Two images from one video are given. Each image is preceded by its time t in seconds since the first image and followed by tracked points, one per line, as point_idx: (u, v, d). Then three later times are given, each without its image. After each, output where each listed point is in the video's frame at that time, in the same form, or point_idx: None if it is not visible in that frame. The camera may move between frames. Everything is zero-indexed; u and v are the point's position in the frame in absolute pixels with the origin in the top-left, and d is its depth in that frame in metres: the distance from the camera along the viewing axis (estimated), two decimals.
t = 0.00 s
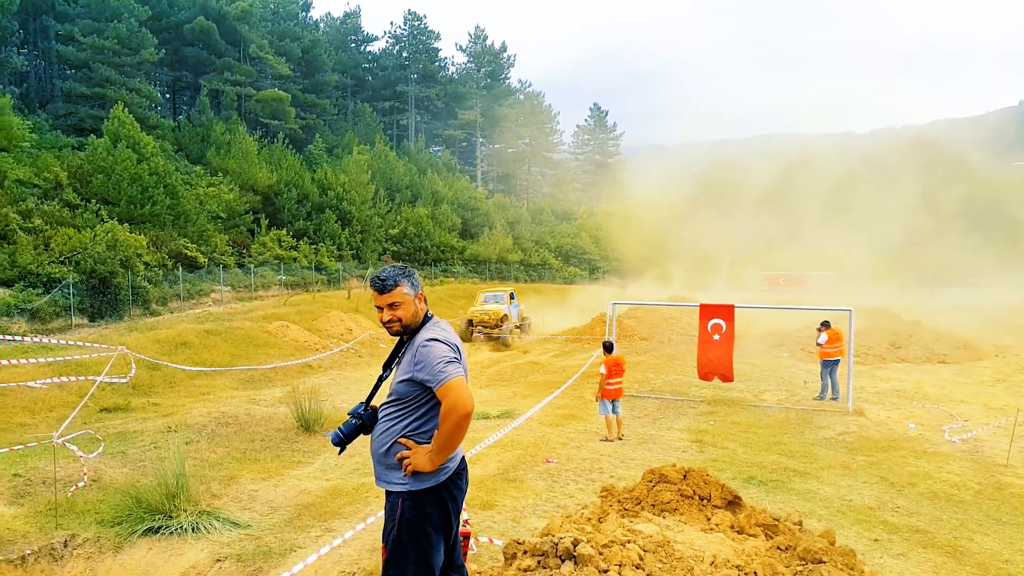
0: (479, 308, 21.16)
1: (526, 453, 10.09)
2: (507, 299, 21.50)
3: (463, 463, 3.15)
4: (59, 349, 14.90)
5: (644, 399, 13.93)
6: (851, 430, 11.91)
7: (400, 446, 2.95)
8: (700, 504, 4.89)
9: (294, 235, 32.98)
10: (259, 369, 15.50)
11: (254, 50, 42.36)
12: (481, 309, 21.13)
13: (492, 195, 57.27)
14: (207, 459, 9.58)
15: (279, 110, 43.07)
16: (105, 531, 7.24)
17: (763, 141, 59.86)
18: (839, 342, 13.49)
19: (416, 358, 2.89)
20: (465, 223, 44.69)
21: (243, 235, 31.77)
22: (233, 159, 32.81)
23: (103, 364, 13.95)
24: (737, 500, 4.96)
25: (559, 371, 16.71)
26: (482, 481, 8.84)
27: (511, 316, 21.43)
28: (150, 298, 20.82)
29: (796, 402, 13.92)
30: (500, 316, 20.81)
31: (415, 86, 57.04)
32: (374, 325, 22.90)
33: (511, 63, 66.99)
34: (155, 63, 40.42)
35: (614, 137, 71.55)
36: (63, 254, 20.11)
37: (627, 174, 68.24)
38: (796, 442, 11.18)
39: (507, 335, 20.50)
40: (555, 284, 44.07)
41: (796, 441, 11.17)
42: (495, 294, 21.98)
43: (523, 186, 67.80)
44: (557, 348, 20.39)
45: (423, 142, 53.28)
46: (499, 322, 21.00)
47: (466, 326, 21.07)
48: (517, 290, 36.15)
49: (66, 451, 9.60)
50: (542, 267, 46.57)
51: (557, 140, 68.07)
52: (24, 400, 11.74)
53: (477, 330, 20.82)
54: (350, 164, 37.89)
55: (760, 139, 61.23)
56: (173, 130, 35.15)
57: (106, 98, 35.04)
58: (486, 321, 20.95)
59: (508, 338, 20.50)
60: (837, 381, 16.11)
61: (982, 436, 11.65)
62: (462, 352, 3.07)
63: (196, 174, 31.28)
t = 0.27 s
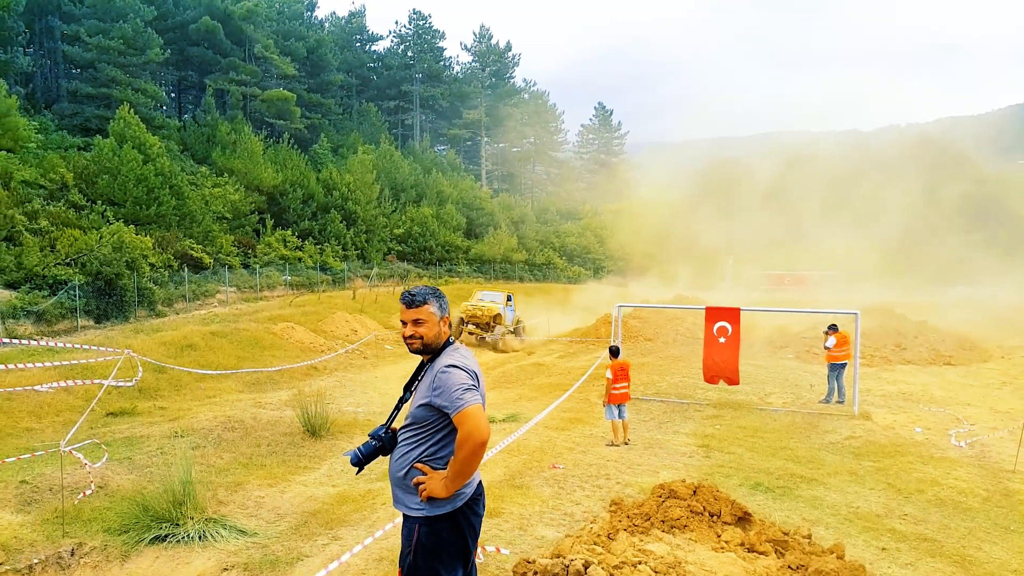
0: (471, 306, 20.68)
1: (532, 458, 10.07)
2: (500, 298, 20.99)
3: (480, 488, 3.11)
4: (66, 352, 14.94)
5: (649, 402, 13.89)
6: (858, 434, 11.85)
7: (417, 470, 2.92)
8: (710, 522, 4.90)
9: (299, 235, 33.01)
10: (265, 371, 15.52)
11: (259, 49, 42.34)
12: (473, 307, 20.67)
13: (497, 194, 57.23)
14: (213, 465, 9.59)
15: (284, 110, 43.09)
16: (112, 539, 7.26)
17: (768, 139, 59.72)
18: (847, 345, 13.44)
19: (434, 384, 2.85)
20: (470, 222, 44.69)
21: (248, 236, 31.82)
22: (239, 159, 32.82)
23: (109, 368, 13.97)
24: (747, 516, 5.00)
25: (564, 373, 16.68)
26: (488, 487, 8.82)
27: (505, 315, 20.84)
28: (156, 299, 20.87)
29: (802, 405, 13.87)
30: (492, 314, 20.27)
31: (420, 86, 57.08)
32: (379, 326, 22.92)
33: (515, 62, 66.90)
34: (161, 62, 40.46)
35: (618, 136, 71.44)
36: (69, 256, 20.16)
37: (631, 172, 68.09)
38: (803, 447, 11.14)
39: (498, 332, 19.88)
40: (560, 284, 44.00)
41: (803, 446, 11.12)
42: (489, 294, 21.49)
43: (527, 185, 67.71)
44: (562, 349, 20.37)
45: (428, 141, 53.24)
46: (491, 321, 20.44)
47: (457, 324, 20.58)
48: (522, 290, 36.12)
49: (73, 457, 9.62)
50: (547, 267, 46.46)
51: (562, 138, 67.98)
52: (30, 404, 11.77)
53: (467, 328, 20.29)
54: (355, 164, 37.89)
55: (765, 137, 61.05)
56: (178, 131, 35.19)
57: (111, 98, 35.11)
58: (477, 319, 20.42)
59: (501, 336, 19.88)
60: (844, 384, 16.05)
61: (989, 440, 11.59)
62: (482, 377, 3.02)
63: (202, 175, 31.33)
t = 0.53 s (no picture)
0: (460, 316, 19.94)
1: (541, 460, 10.07)
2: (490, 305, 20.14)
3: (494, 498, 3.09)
4: (75, 352, 15.00)
5: (657, 402, 13.87)
6: (868, 435, 11.79)
7: (430, 479, 2.91)
8: (725, 527, 4.91)
9: (306, 234, 33.06)
10: (272, 372, 15.56)
11: (265, 49, 42.45)
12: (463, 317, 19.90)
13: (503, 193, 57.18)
14: (222, 466, 9.61)
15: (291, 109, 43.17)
16: (123, 541, 7.29)
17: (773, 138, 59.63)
18: (857, 346, 13.38)
19: (446, 394, 2.84)
20: (475, 222, 44.69)
21: (255, 235, 31.90)
22: (245, 159, 32.88)
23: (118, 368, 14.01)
24: (761, 522, 4.99)
25: (572, 373, 16.67)
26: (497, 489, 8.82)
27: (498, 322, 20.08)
28: (163, 299, 20.95)
29: (811, 406, 13.83)
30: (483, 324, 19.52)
31: (425, 85, 57.13)
32: (386, 326, 22.95)
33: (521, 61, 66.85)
34: (168, 63, 40.60)
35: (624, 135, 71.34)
36: (78, 256, 20.26)
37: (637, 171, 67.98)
38: (813, 448, 11.10)
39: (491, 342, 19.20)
40: (567, 283, 43.90)
41: (812, 447, 11.09)
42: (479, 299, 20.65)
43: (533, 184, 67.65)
44: (568, 348, 20.36)
45: (434, 141, 53.26)
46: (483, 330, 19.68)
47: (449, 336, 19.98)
48: (528, 290, 36.11)
49: (84, 458, 9.68)
50: (554, 266, 46.36)
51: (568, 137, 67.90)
52: (40, 405, 11.82)
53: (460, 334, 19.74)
54: (361, 164, 37.89)
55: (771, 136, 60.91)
56: (185, 130, 35.25)
57: (119, 98, 35.26)
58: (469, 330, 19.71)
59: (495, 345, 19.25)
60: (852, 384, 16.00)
61: (999, 442, 11.52)
62: (494, 386, 2.99)
63: (209, 174, 31.40)
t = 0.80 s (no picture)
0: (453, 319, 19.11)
1: (550, 460, 10.03)
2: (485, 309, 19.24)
3: (518, 495, 3.05)
4: (84, 352, 15.03)
5: (666, 403, 13.82)
6: (878, 436, 11.71)
7: (454, 474, 2.88)
8: (740, 527, 4.87)
9: (312, 234, 33.09)
10: (280, 371, 15.55)
11: (272, 49, 42.56)
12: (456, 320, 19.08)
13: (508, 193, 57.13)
14: (231, 466, 9.60)
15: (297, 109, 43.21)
16: (133, 540, 7.29)
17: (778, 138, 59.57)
18: (867, 347, 13.31)
19: (470, 390, 2.81)
20: (481, 222, 44.65)
21: (262, 235, 31.95)
22: (252, 159, 32.93)
23: (126, 368, 14.03)
24: (777, 522, 4.95)
25: (579, 373, 16.62)
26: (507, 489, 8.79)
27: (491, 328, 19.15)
28: (171, 299, 20.99)
29: (821, 406, 13.75)
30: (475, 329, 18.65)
31: (431, 85, 57.17)
32: (393, 326, 22.94)
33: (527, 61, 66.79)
34: (175, 63, 40.70)
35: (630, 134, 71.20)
36: (85, 256, 20.31)
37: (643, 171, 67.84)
38: (824, 449, 11.03)
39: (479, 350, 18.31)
40: (573, 283, 43.79)
41: (822, 448, 11.02)
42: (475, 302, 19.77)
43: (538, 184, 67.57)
44: (575, 349, 20.31)
45: (440, 141, 53.24)
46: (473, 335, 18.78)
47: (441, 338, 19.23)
48: (535, 290, 36.00)
49: (94, 458, 9.68)
50: (560, 266, 46.24)
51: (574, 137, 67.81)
52: (49, 404, 11.84)
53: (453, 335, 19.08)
54: (367, 164, 37.89)
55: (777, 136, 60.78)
56: (192, 131, 35.30)
57: (125, 98, 35.36)
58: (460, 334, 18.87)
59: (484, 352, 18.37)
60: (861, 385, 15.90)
61: (1011, 443, 11.42)
62: (520, 384, 2.96)
63: (216, 175, 31.46)
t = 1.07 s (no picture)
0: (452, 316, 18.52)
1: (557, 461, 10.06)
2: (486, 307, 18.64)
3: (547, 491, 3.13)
4: (91, 354, 15.10)
5: (672, 404, 13.83)
6: (884, 437, 11.71)
7: (491, 476, 2.91)
8: (751, 528, 4.93)
9: (317, 236, 33.18)
10: (287, 373, 15.60)
11: (277, 51, 42.73)
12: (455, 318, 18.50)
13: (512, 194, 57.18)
14: (241, 467, 9.66)
15: (302, 111, 43.28)
16: (144, 542, 7.33)
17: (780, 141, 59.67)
18: (873, 347, 13.31)
19: (509, 391, 2.87)
20: (486, 223, 44.70)
21: (267, 237, 32.04)
22: (257, 161, 33.03)
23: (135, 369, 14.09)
24: (789, 523, 4.99)
25: (585, 374, 16.63)
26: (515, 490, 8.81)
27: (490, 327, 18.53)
28: (177, 300, 21.08)
29: (826, 407, 13.75)
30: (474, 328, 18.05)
31: (435, 87, 57.27)
32: (398, 327, 22.98)
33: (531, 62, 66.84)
34: (181, 65, 40.80)
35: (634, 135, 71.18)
36: (92, 258, 20.37)
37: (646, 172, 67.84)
38: (830, 450, 11.04)
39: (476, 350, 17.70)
40: (577, 284, 43.76)
41: (829, 449, 11.03)
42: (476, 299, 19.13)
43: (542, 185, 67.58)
44: (581, 350, 20.32)
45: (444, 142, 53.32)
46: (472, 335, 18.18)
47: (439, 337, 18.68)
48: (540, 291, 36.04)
49: (103, 460, 9.72)
50: (564, 267, 46.23)
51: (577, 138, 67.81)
52: (58, 406, 11.90)
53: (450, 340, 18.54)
54: (372, 166, 37.96)
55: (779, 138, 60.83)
56: (197, 133, 35.38)
57: (131, 100, 35.52)
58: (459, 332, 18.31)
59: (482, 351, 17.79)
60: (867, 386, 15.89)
61: (1018, 444, 11.41)
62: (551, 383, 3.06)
63: (221, 176, 31.55)
